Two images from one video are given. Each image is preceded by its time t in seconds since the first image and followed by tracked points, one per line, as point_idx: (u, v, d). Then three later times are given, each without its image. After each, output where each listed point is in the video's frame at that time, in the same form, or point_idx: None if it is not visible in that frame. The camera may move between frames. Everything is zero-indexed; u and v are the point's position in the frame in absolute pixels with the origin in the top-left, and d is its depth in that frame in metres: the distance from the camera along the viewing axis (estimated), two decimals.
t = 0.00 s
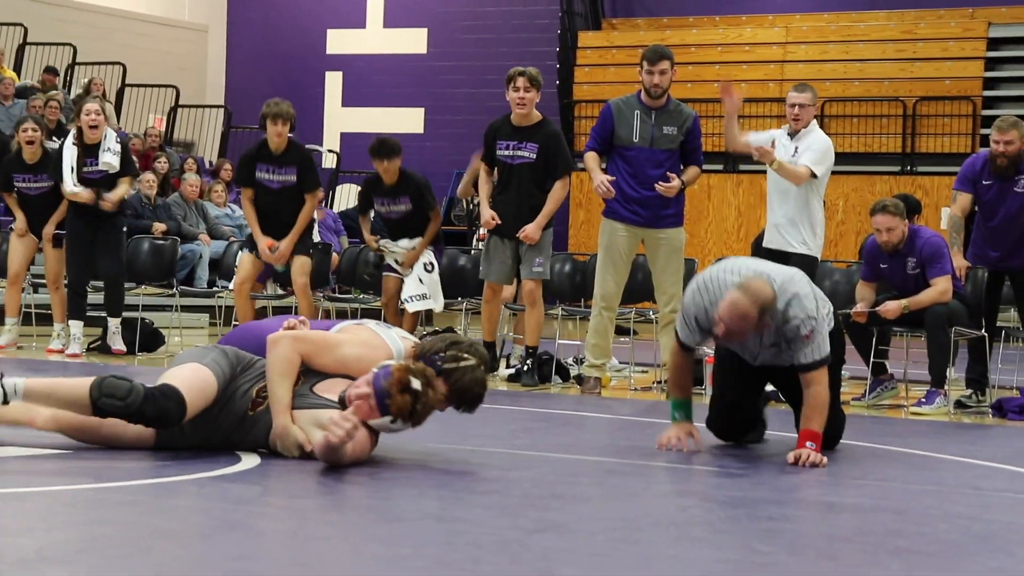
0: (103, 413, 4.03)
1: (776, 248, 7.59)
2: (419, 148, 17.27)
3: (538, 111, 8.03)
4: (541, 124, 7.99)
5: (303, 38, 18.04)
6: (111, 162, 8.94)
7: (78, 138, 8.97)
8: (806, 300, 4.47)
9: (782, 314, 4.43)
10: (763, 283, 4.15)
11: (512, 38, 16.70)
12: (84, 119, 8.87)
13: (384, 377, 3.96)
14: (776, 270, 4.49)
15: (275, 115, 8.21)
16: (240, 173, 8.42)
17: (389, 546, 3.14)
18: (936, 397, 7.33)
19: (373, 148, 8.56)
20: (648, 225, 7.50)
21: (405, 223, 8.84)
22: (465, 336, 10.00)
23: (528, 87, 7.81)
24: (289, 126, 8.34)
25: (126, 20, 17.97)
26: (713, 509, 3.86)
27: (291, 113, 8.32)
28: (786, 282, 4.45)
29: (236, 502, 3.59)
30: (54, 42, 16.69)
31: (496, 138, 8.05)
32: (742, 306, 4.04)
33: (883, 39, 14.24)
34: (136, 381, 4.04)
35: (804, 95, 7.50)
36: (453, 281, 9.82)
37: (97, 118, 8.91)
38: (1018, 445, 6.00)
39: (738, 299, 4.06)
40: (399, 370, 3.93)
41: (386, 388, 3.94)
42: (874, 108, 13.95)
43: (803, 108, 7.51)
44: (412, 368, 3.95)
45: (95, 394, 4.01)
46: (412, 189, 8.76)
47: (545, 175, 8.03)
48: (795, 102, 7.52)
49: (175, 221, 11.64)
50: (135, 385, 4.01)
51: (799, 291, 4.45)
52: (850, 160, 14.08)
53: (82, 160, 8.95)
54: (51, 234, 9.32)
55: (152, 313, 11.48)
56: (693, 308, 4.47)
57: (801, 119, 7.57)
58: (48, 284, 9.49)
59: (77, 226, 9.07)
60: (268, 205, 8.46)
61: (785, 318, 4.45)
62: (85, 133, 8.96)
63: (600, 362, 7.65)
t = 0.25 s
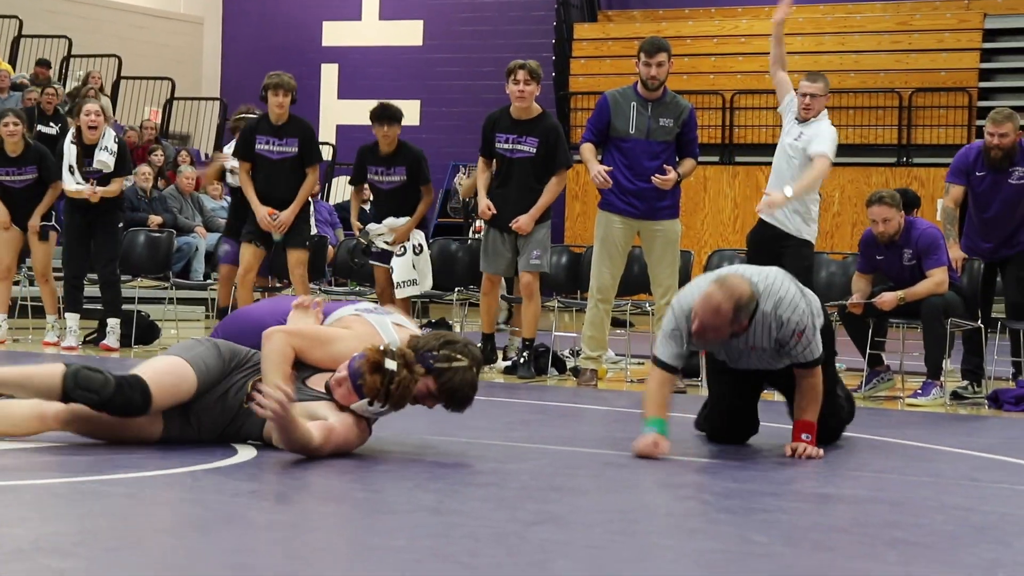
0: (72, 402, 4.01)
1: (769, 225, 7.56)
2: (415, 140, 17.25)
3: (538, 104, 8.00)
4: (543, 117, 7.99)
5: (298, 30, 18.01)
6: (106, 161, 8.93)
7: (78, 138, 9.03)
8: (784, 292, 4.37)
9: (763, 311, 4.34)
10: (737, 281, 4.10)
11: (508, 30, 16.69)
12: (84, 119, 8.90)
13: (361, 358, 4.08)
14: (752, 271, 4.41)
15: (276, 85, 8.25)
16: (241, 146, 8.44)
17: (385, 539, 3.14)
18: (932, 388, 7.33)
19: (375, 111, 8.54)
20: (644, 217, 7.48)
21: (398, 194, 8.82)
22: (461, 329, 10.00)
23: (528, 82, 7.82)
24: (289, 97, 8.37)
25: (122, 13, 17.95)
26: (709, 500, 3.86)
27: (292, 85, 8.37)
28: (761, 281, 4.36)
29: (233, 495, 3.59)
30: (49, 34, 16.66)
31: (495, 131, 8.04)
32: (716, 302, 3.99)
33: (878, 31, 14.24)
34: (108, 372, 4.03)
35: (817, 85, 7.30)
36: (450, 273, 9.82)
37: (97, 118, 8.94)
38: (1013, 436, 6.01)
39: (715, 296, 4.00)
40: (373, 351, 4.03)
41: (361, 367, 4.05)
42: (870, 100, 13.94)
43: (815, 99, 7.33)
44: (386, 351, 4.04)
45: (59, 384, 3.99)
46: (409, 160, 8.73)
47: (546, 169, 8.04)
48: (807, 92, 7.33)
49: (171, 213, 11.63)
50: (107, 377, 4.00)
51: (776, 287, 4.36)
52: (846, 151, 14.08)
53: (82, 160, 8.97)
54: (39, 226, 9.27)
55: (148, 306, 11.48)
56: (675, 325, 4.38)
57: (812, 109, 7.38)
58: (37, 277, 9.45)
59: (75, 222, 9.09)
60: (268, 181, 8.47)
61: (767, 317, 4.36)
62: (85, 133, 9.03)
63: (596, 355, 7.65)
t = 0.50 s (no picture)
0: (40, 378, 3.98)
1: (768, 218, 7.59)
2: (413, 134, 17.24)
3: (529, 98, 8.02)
4: (532, 110, 7.99)
5: (295, 23, 17.99)
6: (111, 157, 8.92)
7: (85, 134, 9.10)
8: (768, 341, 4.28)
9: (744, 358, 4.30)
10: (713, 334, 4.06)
11: (505, 23, 16.68)
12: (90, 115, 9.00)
13: (367, 355, 4.08)
14: (738, 310, 4.34)
15: (283, 72, 8.27)
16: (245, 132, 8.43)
17: (382, 532, 3.14)
18: (930, 380, 7.34)
19: (372, 93, 8.49)
20: (641, 210, 7.48)
21: (389, 177, 8.82)
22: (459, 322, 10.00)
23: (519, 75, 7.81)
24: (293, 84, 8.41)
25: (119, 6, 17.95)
26: (706, 493, 3.87)
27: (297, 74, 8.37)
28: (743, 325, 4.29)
29: (231, 489, 3.59)
30: (46, 28, 16.65)
31: (486, 126, 8.04)
32: (689, 364, 4.00)
33: (875, 23, 14.24)
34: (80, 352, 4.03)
35: (832, 82, 7.30)
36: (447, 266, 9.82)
37: (102, 115, 9.04)
38: (1010, 429, 6.02)
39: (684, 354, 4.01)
40: (382, 349, 4.03)
41: (368, 365, 4.04)
42: (867, 92, 13.94)
43: (829, 96, 7.34)
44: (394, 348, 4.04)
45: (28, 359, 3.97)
46: (404, 144, 8.75)
47: (537, 162, 8.04)
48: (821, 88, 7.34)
49: (168, 207, 11.63)
50: (81, 355, 4.01)
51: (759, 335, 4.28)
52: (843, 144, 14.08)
53: (88, 156, 9.04)
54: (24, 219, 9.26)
55: (145, 299, 11.49)
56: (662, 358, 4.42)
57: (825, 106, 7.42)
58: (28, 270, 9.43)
59: (77, 217, 9.09)
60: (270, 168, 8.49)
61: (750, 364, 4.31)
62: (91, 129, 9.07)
63: (593, 348, 7.64)
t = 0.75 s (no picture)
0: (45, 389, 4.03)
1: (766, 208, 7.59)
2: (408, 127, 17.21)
3: (513, 92, 7.98)
4: (518, 103, 7.96)
5: (289, 17, 17.95)
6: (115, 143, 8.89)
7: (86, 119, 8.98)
8: (753, 352, 4.20)
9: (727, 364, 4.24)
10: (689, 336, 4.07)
11: (500, 17, 16.68)
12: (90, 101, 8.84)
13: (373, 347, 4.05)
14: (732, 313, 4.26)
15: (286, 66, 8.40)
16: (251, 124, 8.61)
17: (378, 526, 3.14)
18: (925, 371, 7.36)
19: (359, 84, 8.47)
20: (637, 203, 7.49)
21: (375, 164, 8.79)
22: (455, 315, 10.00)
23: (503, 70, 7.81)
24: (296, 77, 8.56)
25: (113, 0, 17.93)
26: (702, 485, 3.88)
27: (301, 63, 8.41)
28: (734, 330, 4.22)
29: (227, 484, 3.59)
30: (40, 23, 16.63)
31: (471, 121, 8.02)
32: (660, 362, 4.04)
33: (870, 15, 14.23)
34: (83, 360, 4.06)
35: (821, 69, 7.36)
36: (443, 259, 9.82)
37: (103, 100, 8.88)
38: (1006, 420, 6.04)
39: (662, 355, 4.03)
40: (388, 341, 4.00)
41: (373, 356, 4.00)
42: (862, 83, 13.94)
43: (819, 83, 7.40)
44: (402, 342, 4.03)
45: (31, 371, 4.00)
46: (391, 132, 8.73)
47: (522, 154, 8.02)
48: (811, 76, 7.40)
49: (163, 202, 11.62)
50: (83, 365, 4.04)
51: (746, 343, 4.20)
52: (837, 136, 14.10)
53: (89, 143, 8.97)
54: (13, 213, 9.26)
55: (141, 294, 11.49)
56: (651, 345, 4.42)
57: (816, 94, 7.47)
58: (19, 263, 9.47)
59: (76, 208, 9.05)
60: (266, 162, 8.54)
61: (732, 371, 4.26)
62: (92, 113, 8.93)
63: (589, 340, 7.64)
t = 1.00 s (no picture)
0: (45, 374, 4.01)
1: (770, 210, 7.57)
2: (408, 122, 17.18)
3: (512, 84, 7.97)
4: (515, 98, 7.95)
5: (288, 12, 17.91)
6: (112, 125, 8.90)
7: (81, 102, 8.98)
8: (755, 347, 4.19)
9: (728, 358, 4.23)
10: (693, 330, 4.03)
11: (500, 11, 16.66)
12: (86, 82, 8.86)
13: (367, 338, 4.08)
14: (737, 306, 4.25)
15: (287, 64, 8.72)
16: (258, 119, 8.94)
17: (378, 520, 3.15)
18: (926, 365, 7.36)
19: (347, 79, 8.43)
20: (638, 197, 7.49)
21: (366, 155, 8.72)
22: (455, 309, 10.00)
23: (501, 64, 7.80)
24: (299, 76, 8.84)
25: None
26: (702, 479, 3.88)
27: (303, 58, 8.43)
28: (738, 325, 4.21)
29: (225, 478, 3.59)
30: (39, 18, 16.64)
31: (468, 113, 7.98)
32: (664, 357, 3.98)
33: (870, 8, 14.18)
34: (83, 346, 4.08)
35: (817, 65, 7.36)
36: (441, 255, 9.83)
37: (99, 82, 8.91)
38: (1006, 413, 6.04)
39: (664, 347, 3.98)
40: (381, 334, 4.01)
41: (365, 347, 4.02)
42: (862, 77, 13.94)
43: (816, 79, 7.39)
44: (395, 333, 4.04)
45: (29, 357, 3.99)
46: (380, 124, 8.70)
47: (519, 146, 8.00)
48: (807, 73, 7.39)
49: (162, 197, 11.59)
50: (84, 350, 4.06)
51: (749, 338, 4.19)
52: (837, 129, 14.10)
53: (83, 125, 8.96)
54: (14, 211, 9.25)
55: (141, 289, 11.49)
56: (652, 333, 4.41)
57: (813, 91, 7.46)
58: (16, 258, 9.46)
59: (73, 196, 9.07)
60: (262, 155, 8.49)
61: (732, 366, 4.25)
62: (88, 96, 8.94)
63: (590, 334, 7.63)
